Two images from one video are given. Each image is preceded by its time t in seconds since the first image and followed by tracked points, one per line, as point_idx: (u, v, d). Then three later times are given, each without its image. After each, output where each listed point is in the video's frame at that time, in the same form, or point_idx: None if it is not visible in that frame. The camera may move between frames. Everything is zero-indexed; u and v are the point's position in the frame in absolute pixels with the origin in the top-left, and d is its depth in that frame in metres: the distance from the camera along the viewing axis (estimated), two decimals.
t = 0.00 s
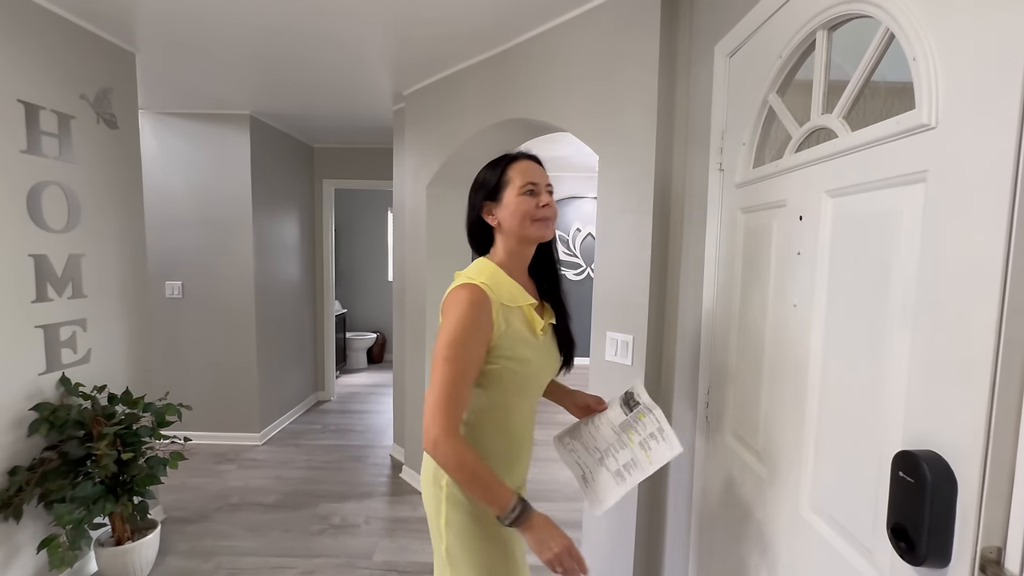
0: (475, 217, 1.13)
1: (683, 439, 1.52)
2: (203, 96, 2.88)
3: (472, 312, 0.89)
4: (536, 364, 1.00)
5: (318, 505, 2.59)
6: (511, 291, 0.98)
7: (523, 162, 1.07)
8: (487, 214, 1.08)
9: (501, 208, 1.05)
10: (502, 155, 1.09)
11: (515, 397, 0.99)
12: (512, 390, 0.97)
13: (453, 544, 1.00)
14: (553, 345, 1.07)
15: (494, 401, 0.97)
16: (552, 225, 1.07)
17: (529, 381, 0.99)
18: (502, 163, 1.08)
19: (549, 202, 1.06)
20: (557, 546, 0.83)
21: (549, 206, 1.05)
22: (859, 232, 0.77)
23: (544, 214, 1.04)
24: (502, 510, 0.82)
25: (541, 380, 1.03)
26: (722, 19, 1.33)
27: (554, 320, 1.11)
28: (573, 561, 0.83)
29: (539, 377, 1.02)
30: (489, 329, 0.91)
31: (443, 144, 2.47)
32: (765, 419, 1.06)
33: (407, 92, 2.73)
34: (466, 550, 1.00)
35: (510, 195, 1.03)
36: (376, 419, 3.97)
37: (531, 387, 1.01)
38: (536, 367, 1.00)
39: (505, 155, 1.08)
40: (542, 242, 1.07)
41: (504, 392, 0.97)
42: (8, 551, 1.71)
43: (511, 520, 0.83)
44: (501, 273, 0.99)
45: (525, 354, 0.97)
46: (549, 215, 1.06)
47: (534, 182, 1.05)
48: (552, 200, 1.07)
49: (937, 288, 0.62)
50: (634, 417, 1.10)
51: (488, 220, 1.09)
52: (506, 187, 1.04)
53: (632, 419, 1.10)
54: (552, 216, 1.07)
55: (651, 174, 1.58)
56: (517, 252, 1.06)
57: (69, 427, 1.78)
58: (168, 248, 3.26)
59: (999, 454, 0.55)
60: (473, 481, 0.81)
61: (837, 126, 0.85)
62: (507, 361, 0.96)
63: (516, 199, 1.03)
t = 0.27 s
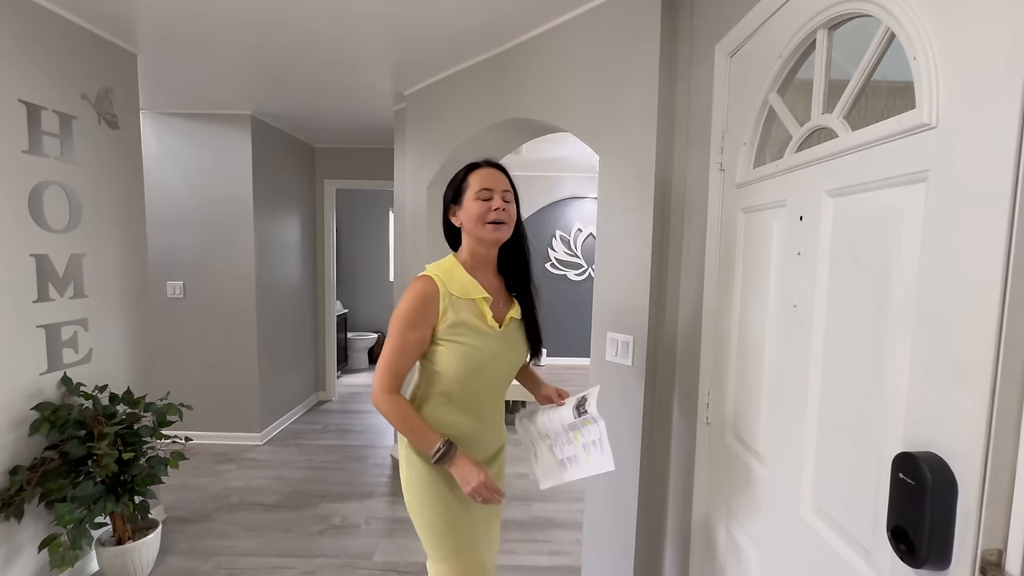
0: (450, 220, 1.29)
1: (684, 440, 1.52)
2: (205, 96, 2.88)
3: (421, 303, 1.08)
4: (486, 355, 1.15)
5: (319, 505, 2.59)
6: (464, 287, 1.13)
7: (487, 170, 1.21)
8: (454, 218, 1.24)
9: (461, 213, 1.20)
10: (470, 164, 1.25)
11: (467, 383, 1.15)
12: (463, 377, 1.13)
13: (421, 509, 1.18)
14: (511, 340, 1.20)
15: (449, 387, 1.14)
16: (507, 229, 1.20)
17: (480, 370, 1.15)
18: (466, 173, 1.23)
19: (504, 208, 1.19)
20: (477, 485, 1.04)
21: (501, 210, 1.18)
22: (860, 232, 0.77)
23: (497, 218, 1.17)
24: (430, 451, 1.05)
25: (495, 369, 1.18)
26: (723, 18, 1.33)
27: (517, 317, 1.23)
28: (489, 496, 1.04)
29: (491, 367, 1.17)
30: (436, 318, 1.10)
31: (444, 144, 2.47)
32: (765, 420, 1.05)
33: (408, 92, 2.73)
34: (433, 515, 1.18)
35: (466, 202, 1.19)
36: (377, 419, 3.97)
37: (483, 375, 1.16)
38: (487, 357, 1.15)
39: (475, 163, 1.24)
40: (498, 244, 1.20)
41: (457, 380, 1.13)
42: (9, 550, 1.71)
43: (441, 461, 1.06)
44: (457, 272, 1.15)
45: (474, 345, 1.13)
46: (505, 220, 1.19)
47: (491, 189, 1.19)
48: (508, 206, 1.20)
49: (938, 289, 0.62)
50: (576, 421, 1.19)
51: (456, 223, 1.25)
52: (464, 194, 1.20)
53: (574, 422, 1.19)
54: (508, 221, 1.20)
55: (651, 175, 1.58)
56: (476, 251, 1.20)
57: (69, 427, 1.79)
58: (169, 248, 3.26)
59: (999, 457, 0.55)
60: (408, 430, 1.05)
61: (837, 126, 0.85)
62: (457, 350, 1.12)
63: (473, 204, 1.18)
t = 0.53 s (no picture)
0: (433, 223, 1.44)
1: (688, 441, 1.52)
2: (210, 97, 2.90)
3: (394, 291, 1.22)
4: (458, 340, 1.25)
5: (322, 504, 2.60)
6: (435, 279, 1.26)
7: (460, 173, 1.35)
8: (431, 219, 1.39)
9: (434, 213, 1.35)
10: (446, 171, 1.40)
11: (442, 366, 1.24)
12: (436, 360, 1.24)
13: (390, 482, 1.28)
14: (483, 329, 1.31)
15: (424, 370, 1.24)
16: (475, 227, 1.32)
17: (452, 353, 1.25)
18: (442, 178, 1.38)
19: (472, 207, 1.31)
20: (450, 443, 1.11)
21: (468, 208, 1.31)
22: (864, 232, 0.76)
23: (464, 217, 1.29)
24: (405, 412, 1.15)
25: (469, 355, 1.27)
26: (726, 18, 1.32)
27: (488, 310, 1.34)
28: (462, 447, 1.11)
29: (463, 352, 1.27)
30: (409, 304, 1.23)
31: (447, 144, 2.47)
32: (769, 421, 1.05)
33: (412, 92, 2.74)
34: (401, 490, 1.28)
35: (439, 202, 1.33)
36: (380, 419, 3.98)
37: (457, 360, 1.26)
38: (458, 342, 1.25)
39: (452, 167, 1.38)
40: (468, 239, 1.33)
41: (430, 361, 1.24)
42: (16, 547, 1.73)
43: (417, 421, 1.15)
44: (429, 266, 1.28)
45: (445, 329, 1.24)
46: (473, 218, 1.32)
47: (460, 189, 1.32)
48: (477, 206, 1.32)
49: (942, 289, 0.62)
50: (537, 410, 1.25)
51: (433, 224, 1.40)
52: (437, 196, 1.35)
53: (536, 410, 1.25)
54: (476, 219, 1.32)
55: (654, 175, 1.58)
56: (449, 248, 1.33)
57: (76, 425, 1.80)
58: (174, 249, 3.28)
59: (1005, 458, 0.54)
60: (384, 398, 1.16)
61: (842, 126, 0.85)
62: (429, 335, 1.23)
63: (444, 204, 1.32)
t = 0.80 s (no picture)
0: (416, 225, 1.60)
1: (693, 442, 1.51)
2: (218, 98, 2.92)
3: (372, 289, 1.41)
4: (426, 335, 1.39)
5: (327, 504, 2.61)
6: (408, 279, 1.42)
7: (436, 180, 1.49)
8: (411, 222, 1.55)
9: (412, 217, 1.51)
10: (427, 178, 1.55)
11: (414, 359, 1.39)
12: (407, 352, 1.39)
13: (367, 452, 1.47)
14: (453, 327, 1.43)
15: (398, 361, 1.40)
16: (445, 231, 1.46)
17: (422, 347, 1.39)
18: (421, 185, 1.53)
19: (443, 213, 1.45)
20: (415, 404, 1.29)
21: (439, 214, 1.45)
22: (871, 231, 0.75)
23: (434, 221, 1.43)
24: (375, 387, 1.35)
25: (438, 349, 1.40)
26: (733, 16, 1.31)
27: (459, 308, 1.46)
28: (421, 408, 1.27)
29: (433, 347, 1.40)
30: (383, 300, 1.42)
31: (452, 144, 2.47)
32: (776, 422, 1.04)
33: (417, 93, 2.74)
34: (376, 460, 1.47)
35: (415, 207, 1.49)
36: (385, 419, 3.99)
37: (427, 354, 1.40)
38: (427, 338, 1.39)
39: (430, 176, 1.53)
40: (440, 242, 1.47)
41: (401, 353, 1.39)
42: (26, 544, 1.75)
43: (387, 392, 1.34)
44: (403, 267, 1.44)
45: (414, 324, 1.39)
46: (443, 223, 1.46)
47: (434, 197, 1.46)
48: (448, 212, 1.46)
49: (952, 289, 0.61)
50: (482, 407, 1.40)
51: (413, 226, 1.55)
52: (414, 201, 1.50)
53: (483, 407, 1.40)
54: (447, 224, 1.46)
55: (659, 175, 1.57)
56: (423, 250, 1.48)
57: (85, 423, 1.82)
58: (182, 249, 3.31)
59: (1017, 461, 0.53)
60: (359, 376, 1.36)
61: (850, 124, 0.84)
62: (399, 330, 1.39)
63: (419, 210, 1.47)
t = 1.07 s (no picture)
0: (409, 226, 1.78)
1: (706, 445, 1.50)
2: (232, 101, 2.96)
3: (364, 283, 1.62)
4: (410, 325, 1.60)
5: (338, 503, 2.63)
6: (396, 276, 1.63)
7: (425, 187, 1.66)
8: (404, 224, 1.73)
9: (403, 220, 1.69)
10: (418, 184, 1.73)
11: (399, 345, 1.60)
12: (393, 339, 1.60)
13: (363, 440, 1.65)
14: (434, 319, 1.62)
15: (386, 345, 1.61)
16: (431, 234, 1.64)
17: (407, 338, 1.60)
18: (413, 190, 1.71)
19: (429, 218, 1.63)
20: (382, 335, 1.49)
21: (424, 219, 1.63)
22: (892, 234, 0.74)
23: (421, 225, 1.62)
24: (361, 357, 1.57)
25: (420, 340, 1.61)
26: (747, 15, 1.30)
27: (441, 303, 1.64)
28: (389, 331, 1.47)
29: (415, 336, 1.60)
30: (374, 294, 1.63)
31: (463, 145, 2.48)
32: (791, 425, 1.03)
33: (428, 94, 2.75)
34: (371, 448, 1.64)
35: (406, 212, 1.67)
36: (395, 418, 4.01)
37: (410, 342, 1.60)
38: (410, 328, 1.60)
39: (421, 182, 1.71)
40: (425, 244, 1.65)
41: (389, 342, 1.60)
42: (47, 539, 1.78)
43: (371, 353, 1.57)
44: (394, 265, 1.64)
45: (400, 316, 1.60)
46: (429, 226, 1.64)
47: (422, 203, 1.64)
48: (433, 217, 1.64)
49: (976, 293, 0.60)
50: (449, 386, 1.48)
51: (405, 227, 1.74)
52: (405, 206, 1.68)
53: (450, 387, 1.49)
54: (432, 227, 1.64)
55: (672, 175, 1.56)
56: (412, 250, 1.66)
57: (103, 421, 1.85)
58: (196, 249, 3.36)
59: None
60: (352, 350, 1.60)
61: (869, 125, 0.83)
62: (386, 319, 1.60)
63: (409, 214, 1.65)
